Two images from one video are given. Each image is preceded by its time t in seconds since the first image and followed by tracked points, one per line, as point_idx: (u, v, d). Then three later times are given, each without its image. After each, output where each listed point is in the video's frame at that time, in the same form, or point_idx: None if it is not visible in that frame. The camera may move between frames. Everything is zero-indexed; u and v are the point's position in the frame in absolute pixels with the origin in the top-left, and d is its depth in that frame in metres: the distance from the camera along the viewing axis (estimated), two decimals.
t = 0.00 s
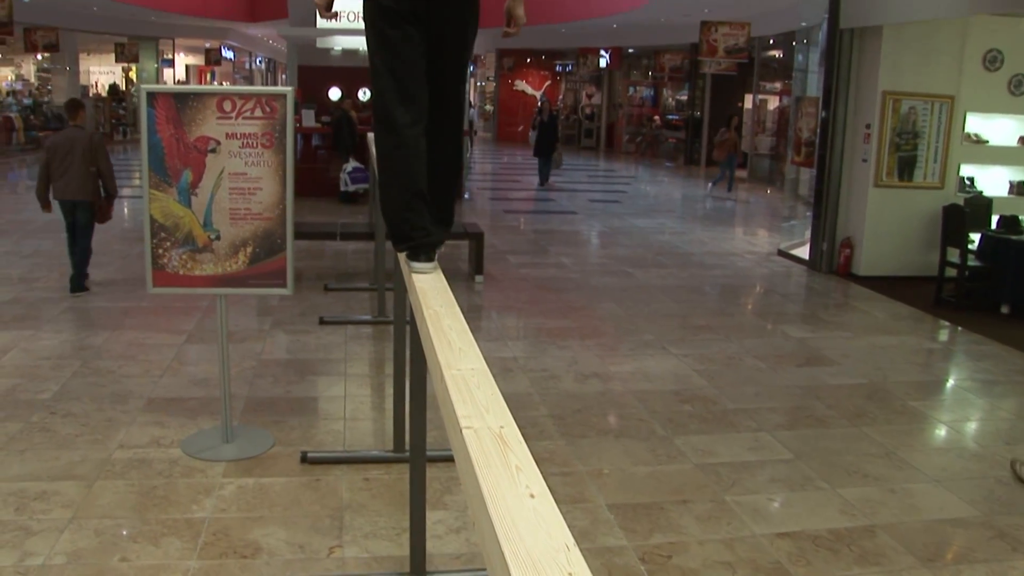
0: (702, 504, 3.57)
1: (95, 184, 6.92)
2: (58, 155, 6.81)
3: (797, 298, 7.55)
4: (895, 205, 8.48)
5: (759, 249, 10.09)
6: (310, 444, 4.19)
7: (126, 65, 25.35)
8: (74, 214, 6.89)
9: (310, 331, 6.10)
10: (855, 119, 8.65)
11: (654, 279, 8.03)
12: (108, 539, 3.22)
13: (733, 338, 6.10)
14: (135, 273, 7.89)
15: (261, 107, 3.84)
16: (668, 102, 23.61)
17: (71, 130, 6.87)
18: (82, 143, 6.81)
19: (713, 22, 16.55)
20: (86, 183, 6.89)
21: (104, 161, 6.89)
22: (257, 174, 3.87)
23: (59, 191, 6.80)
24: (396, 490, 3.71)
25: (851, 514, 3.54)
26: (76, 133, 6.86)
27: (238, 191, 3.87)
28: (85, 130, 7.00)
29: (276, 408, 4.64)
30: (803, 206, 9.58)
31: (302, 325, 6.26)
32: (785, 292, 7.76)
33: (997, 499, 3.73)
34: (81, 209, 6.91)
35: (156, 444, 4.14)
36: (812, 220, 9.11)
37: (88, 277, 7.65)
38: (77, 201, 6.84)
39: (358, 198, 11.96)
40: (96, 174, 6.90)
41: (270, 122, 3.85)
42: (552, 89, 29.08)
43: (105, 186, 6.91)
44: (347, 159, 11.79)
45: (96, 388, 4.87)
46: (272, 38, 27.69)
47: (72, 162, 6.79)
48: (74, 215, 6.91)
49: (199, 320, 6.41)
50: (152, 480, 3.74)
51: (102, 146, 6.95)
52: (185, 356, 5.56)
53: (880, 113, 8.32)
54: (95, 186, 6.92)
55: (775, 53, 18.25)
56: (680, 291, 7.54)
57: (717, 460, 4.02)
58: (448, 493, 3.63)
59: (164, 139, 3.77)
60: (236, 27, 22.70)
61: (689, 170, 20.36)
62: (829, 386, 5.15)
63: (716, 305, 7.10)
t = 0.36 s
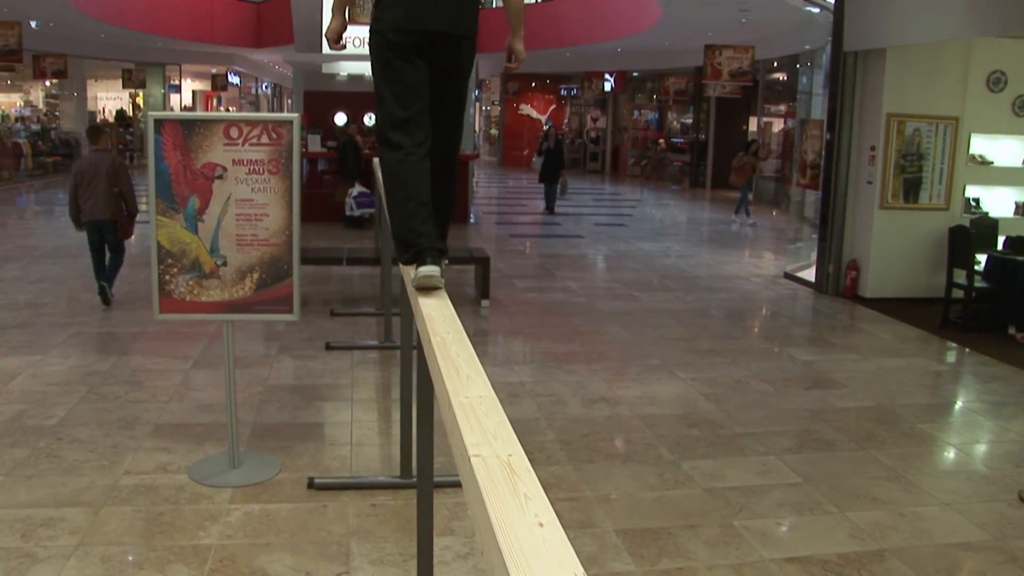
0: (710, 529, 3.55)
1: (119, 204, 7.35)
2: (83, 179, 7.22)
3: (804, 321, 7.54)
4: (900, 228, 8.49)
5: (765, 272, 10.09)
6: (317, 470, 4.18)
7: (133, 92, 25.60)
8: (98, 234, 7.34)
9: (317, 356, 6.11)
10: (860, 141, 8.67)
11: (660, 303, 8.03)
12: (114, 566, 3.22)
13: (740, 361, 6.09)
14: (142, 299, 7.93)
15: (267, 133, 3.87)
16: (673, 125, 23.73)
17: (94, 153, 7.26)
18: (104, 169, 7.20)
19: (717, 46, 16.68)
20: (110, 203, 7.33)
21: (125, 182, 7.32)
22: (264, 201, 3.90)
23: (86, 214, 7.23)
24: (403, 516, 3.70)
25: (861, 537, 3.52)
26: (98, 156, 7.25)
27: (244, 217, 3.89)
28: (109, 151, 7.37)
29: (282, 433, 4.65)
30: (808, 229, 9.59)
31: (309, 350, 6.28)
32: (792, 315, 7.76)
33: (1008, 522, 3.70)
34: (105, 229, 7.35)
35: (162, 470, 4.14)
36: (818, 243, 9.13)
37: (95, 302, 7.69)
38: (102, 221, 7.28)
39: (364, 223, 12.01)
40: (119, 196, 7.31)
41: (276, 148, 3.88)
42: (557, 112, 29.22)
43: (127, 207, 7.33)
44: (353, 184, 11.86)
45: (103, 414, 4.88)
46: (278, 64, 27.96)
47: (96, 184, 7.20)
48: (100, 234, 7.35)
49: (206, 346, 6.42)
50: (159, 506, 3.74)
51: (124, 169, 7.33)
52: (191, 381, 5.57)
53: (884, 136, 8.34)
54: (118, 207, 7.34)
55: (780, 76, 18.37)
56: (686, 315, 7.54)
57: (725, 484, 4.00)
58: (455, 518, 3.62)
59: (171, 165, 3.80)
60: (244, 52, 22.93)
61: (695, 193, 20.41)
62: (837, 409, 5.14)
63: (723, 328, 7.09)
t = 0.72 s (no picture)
0: (717, 548, 3.53)
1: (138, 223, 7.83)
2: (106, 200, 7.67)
3: (809, 338, 7.52)
4: (905, 245, 8.49)
5: (770, 289, 10.10)
6: (322, 490, 4.18)
7: (139, 112, 25.80)
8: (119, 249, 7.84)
9: (322, 376, 6.11)
10: (864, 157, 8.69)
11: (665, 321, 8.03)
12: None
13: (746, 379, 6.08)
14: (147, 318, 7.95)
15: (272, 154, 3.89)
16: (677, 143, 23.79)
17: (117, 175, 7.66)
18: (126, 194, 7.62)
19: (721, 64, 16.76)
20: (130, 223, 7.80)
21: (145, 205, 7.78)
22: (269, 221, 3.91)
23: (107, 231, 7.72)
24: (408, 536, 3.68)
25: (869, 556, 3.50)
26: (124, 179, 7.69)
27: (250, 237, 3.91)
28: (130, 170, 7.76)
29: (288, 453, 4.65)
30: (813, 246, 9.58)
31: (314, 370, 6.28)
32: (797, 332, 7.75)
33: (1017, 540, 3.68)
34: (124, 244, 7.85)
35: (167, 490, 4.14)
36: (823, 260, 9.12)
37: (100, 322, 7.72)
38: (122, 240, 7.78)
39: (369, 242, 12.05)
40: (138, 216, 7.78)
41: (281, 169, 3.89)
42: (561, 131, 29.31)
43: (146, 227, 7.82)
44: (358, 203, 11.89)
45: (108, 434, 4.88)
46: (283, 83, 28.16)
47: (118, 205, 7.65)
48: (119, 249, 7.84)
49: (211, 365, 6.43)
50: (164, 527, 3.73)
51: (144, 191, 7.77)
52: (196, 401, 5.57)
53: (888, 153, 8.36)
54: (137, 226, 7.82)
55: (784, 93, 18.42)
56: (691, 333, 7.53)
57: (732, 503, 3.99)
58: (461, 538, 3.61)
59: (176, 186, 3.82)
60: (250, 72, 23.09)
61: (699, 211, 20.42)
62: (844, 426, 5.12)
63: (728, 346, 7.08)
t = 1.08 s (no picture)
0: (723, 571, 3.51)
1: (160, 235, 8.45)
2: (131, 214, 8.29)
3: (816, 359, 7.50)
4: (911, 266, 8.48)
5: (777, 311, 10.08)
6: (327, 511, 4.17)
7: (147, 133, 26.01)
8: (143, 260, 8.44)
9: (328, 397, 6.11)
10: (869, 178, 8.71)
11: (671, 342, 8.02)
12: None
13: (752, 401, 6.06)
14: (154, 338, 7.99)
15: (280, 175, 3.91)
16: (683, 164, 23.84)
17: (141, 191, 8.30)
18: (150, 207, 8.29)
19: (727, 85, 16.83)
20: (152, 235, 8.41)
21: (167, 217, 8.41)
22: (276, 242, 3.93)
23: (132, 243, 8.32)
24: (414, 558, 3.67)
25: None
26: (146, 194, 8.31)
27: (256, 258, 3.93)
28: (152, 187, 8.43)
29: (293, 474, 4.64)
30: (819, 267, 9.58)
31: (319, 390, 6.28)
32: (804, 353, 7.73)
33: None
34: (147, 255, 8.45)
35: (172, 511, 4.14)
36: (829, 281, 9.11)
37: (107, 342, 7.75)
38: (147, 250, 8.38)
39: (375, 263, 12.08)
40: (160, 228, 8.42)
41: (288, 190, 3.91)
42: (567, 152, 29.37)
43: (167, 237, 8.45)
44: (364, 224, 11.92)
45: (114, 454, 4.88)
46: (290, 104, 28.35)
47: (142, 219, 8.28)
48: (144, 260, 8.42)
49: (217, 386, 6.44)
50: (169, 548, 3.72)
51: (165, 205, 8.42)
52: (202, 421, 5.58)
53: (894, 173, 8.37)
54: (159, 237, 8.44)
55: (789, 114, 18.46)
56: (698, 354, 7.52)
57: (739, 525, 3.97)
58: (466, 560, 3.60)
59: (184, 207, 3.85)
60: (257, 94, 23.24)
61: (706, 232, 20.43)
62: (851, 448, 5.10)
63: (735, 368, 7.07)
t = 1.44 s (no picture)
0: None
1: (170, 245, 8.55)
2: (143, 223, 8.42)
3: (819, 379, 7.49)
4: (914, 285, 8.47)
5: (779, 329, 10.08)
6: (328, 528, 4.16)
7: (151, 148, 26.14)
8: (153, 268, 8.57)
9: (329, 414, 6.10)
10: (872, 199, 8.72)
11: (674, 360, 8.01)
12: None
13: (755, 420, 6.05)
14: (157, 353, 7.99)
15: (283, 192, 3.93)
16: (686, 183, 23.88)
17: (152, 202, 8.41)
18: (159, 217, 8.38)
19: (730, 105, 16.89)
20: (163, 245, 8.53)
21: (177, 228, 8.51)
22: (279, 259, 3.95)
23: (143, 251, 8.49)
24: None
25: None
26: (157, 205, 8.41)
27: (259, 274, 3.94)
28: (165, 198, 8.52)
29: (294, 491, 4.63)
30: (822, 285, 9.58)
31: (321, 407, 6.28)
32: (807, 372, 7.71)
33: None
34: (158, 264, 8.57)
35: (173, 527, 4.13)
36: (832, 299, 9.10)
37: (110, 357, 7.75)
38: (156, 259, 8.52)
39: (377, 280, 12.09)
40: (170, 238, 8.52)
41: (291, 207, 3.94)
42: (570, 169, 29.43)
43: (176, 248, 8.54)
44: (368, 241, 11.94)
45: (115, 470, 4.87)
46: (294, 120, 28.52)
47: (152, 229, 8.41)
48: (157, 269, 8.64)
49: (218, 402, 6.43)
50: (169, 564, 3.71)
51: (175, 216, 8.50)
52: (203, 437, 5.57)
53: (897, 192, 8.37)
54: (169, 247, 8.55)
55: (792, 133, 18.49)
56: (700, 373, 7.50)
57: (741, 545, 3.95)
58: None
59: (187, 224, 3.86)
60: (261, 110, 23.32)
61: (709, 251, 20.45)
62: (853, 467, 5.08)
63: (737, 386, 7.06)
